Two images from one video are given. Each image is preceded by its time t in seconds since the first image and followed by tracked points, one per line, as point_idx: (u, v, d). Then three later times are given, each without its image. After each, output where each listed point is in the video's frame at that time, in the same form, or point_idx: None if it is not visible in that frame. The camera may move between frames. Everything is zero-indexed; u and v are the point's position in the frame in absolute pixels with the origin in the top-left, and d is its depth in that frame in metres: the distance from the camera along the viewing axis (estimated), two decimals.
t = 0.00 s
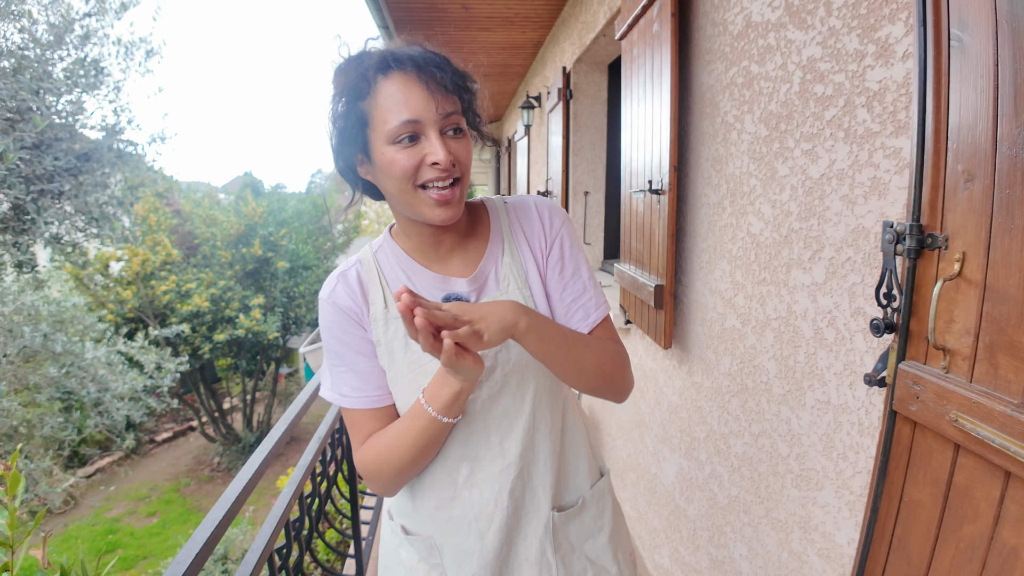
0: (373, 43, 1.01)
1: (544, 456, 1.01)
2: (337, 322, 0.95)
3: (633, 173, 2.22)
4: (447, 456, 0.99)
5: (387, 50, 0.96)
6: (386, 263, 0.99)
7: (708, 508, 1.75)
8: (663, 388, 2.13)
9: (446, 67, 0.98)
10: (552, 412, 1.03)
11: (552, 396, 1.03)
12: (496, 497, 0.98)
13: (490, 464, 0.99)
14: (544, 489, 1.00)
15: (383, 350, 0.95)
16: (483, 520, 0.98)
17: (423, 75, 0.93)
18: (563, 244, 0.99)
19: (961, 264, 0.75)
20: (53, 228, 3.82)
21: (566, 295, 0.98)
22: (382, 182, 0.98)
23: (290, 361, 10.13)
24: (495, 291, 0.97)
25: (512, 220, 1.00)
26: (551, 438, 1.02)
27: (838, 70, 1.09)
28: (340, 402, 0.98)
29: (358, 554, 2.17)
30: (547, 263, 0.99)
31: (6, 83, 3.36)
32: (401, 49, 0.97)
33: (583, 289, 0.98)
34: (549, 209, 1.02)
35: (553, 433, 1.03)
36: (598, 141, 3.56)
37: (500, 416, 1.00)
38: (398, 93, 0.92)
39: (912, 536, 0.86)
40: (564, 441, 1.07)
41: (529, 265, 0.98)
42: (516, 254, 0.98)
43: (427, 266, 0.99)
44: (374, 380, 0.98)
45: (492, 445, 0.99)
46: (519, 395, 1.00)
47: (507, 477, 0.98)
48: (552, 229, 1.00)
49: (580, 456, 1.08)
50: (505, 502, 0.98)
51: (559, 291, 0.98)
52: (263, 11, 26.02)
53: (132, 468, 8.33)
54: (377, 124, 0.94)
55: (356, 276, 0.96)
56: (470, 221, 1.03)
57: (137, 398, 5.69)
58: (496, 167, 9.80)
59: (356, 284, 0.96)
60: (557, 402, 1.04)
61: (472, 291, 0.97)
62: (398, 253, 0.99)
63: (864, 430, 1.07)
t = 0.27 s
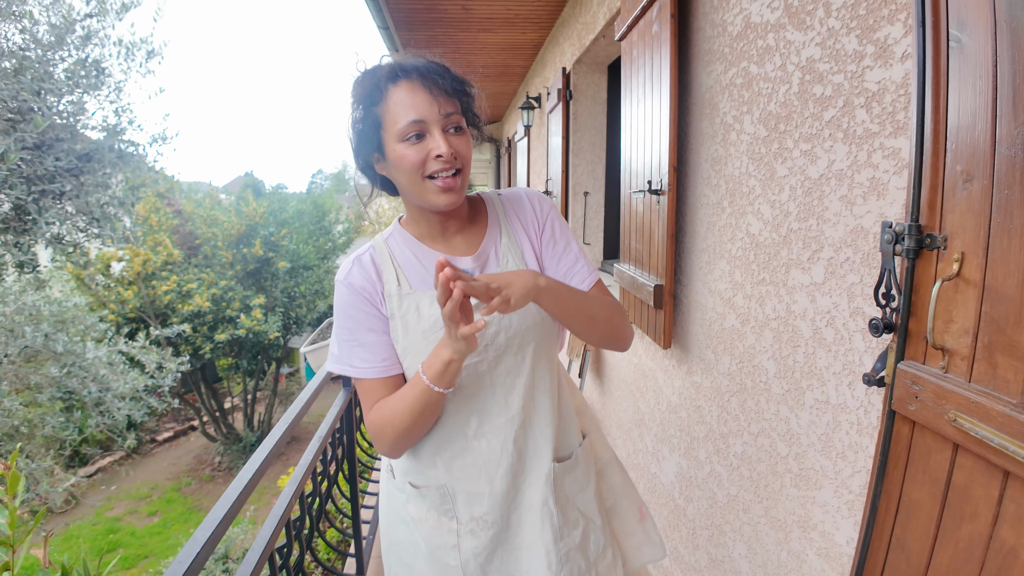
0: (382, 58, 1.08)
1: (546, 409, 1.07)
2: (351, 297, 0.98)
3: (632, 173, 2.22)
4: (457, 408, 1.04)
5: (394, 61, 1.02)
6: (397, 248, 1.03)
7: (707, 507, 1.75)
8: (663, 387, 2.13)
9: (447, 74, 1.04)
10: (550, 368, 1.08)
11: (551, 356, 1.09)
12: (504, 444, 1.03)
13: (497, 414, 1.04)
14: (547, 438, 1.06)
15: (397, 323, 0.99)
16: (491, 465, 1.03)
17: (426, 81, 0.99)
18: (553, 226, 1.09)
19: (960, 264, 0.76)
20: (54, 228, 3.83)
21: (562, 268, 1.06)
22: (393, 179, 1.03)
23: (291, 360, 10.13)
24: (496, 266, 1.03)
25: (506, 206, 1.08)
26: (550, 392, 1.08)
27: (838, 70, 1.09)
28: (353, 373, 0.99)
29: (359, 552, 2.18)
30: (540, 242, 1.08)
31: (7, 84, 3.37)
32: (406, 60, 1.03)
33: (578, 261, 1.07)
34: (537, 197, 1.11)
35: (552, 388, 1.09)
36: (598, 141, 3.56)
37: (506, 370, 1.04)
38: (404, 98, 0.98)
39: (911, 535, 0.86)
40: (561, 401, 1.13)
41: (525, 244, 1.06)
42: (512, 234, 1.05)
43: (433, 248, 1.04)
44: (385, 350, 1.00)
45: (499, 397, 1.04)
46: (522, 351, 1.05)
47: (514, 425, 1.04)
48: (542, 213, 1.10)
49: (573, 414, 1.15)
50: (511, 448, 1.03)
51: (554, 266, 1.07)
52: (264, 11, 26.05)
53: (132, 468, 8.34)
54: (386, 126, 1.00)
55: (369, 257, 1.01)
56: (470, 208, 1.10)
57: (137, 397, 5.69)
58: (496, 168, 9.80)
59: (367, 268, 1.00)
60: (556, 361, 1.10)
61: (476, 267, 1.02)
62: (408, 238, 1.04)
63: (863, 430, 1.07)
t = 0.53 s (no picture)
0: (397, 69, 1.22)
1: (529, 383, 1.20)
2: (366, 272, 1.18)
3: (632, 173, 2.22)
4: (450, 376, 1.20)
5: (405, 73, 1.15)
6: (410, 232, 1.22)
7: (707, 506, 1.75)
8: (663, 387, 2.13)
9: (449, 83, 1.16)
10: (536, 345, 1.20)
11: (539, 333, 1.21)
12: (489, 410, 1.20)
13: (485, 380, 1.20)
14: (528, 409, 1.20)
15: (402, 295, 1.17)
16: (478, 426, 1.21)
17: (430, 90, 1.12)
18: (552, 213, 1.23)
19: (958, 265, 0.76)
20: (55, 228, 3.83)
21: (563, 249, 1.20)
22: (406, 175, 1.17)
23: (291, 360, 10.13)
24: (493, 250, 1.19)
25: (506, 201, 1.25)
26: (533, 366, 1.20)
27: (837, 71, 1.10)
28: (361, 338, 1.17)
29: (359, 551, 2.18)
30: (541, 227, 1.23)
31: (8, 84, 3.40)
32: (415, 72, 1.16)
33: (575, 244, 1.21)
34: (536, 192, 1.27)
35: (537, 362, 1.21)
36: (598, 142, 3.57)
37: (492, 345, 1.19)
38: (412, 104, 1.11)
39: (910, 534, 0.87)
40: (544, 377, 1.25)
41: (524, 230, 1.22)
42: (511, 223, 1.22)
43: (439, 233, 1.22)
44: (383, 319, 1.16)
45: (487, 366, 1.20)
46: (508, 329, 1.17)
47: (498, 394, 1.19)
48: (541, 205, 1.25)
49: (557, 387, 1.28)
50: (495, 414, 1.19)
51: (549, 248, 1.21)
52: (265, 12, 26.07)
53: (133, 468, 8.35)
54: (398, 129, 1.13)
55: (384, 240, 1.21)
56: (474, 201, 1.25)
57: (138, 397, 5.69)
58: (497, 168, 9.79)
59: (384, 247, 1.20)
60: (541, 338, 1.22)
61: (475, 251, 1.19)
62: (419, 224, 1.23)
63: (862, 430, 1.08)
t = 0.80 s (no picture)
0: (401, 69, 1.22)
1: (524, 382, 1.19)
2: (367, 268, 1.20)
3: (632, 173, 2.22)
4: (446, 373, 1.20)
5: (408, 73, 1.15)
6: (412, 230, 1.23)
7: (707, 506, 1.75)
8: (663, 387, 2.13)
9: (452, 84, 1.16)
10: (533, 344, 1.20)
11: (536, 334, 1.20)
12: (483, 408, 1.20)
13: (480, 378, 1.20)
14: (522, 407, 1.20)
15: (402, 289, 1.18)
16: (472, 424, 1.21)
17: (433, 90, 1.12)
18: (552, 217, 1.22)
19: (958, 265, 0.76)
20: (55, 228, 3.83)
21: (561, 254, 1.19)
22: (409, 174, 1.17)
23: (291, 360, 10.13)
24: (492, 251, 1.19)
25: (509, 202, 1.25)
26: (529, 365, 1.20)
27: (837, 71, 1.10)
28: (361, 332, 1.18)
29: (359, 551, 2.18)
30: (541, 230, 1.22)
31: (8, 84, 3.40)
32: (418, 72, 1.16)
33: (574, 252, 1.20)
34: (540, 195, 1.26)
35: (533, 361, 1.21)
36: (598, 142, 3.57)
37: (488, 343, 1.18)
38: (414, 104, 1.11)
39: (910, 534, 0.86)
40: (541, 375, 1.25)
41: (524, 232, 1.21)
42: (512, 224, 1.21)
43: (441, 231, 1.22)
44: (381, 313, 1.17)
45: (483, 365, 1.20)
46: (504, 327, 1.17)
47: (492, 392, 1.19)
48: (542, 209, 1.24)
49: (553, 386, 1.27)
50: (489, 411, 1.19)
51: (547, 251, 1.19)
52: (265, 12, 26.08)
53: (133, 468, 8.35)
54: (401, 128, 1.13)
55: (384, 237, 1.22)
56: (476, 201, 1.25)
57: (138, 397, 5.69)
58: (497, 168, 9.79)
59: (385, 243, 1.21)
60: (538, 337, 1.21)
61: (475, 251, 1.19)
62: (422, 223, 1.23)
63: (862, 429, 1.08)
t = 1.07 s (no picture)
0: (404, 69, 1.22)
1: (525, 379, 1.19)
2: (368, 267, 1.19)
3: (632, 173, 2.22)
4: (448, 372, 1.20)
5: (411, 73, 1.15)
6: (413, 229, 1.23)
7: (707, 506, 1.75)
8: (663, 387, 2.13)
9: (455, 85, 1.16)
10: (534, 342, 1.20)
11: (537, 333, 1.21)
12: (485, 406, 1.20)
13: (481, 377, 1.20)
14: (524, 406, 1.20)
15: (403, 287, 1.18)
16: (473, 422, 1.21)
17: (436, 91, 1.12)
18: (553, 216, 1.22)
19: (958, 265, 0.76)
20: (55, 228, 3.82)
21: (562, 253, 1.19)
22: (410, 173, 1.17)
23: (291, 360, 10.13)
24: (494, 250, 1.19)
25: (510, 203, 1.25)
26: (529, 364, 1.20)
27: (837, 71, 1.10)
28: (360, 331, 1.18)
29: (359, 550, 2.19)
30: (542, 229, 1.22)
31: (8, 84, 3.40)
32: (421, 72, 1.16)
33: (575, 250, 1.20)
34: (539, 196, 1.26)
35: (534, 360, 1.21)
36: (598, 142, 3.57)
37: (490, 341, 1.18)
38: (417, 104, 1.11)
39: (910, 534, 0.87)
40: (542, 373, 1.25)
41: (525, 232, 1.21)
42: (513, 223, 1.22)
43: (441, 230, 1.22)
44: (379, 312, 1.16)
45: (484, 363, 1.20)
46: (505, 326, 1.17)
47: (494, 390, 1.19)
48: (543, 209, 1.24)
49: (554, 385, 1.28)
50: (491, 409, 1.19)
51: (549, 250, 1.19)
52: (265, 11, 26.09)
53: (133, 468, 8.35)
54: (403, 129, 1.13)
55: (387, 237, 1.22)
56: (477, 201, 1.25)
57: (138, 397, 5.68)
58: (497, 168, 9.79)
59: (386, 242, 1.21)
60: (539, 336, 1.21)
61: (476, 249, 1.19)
62: (423, 223, 1.23)
63: (862, 430, 1.08)
